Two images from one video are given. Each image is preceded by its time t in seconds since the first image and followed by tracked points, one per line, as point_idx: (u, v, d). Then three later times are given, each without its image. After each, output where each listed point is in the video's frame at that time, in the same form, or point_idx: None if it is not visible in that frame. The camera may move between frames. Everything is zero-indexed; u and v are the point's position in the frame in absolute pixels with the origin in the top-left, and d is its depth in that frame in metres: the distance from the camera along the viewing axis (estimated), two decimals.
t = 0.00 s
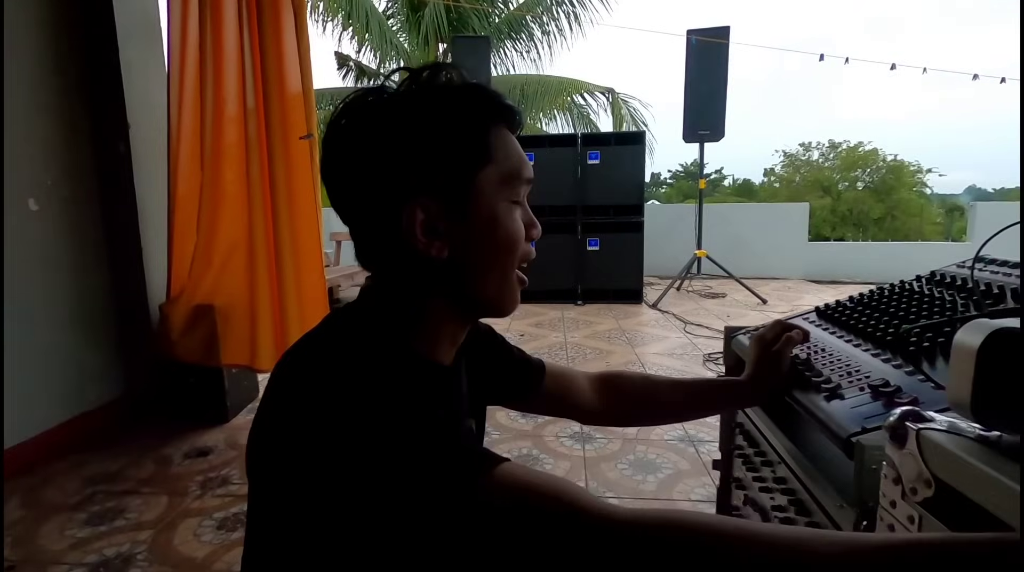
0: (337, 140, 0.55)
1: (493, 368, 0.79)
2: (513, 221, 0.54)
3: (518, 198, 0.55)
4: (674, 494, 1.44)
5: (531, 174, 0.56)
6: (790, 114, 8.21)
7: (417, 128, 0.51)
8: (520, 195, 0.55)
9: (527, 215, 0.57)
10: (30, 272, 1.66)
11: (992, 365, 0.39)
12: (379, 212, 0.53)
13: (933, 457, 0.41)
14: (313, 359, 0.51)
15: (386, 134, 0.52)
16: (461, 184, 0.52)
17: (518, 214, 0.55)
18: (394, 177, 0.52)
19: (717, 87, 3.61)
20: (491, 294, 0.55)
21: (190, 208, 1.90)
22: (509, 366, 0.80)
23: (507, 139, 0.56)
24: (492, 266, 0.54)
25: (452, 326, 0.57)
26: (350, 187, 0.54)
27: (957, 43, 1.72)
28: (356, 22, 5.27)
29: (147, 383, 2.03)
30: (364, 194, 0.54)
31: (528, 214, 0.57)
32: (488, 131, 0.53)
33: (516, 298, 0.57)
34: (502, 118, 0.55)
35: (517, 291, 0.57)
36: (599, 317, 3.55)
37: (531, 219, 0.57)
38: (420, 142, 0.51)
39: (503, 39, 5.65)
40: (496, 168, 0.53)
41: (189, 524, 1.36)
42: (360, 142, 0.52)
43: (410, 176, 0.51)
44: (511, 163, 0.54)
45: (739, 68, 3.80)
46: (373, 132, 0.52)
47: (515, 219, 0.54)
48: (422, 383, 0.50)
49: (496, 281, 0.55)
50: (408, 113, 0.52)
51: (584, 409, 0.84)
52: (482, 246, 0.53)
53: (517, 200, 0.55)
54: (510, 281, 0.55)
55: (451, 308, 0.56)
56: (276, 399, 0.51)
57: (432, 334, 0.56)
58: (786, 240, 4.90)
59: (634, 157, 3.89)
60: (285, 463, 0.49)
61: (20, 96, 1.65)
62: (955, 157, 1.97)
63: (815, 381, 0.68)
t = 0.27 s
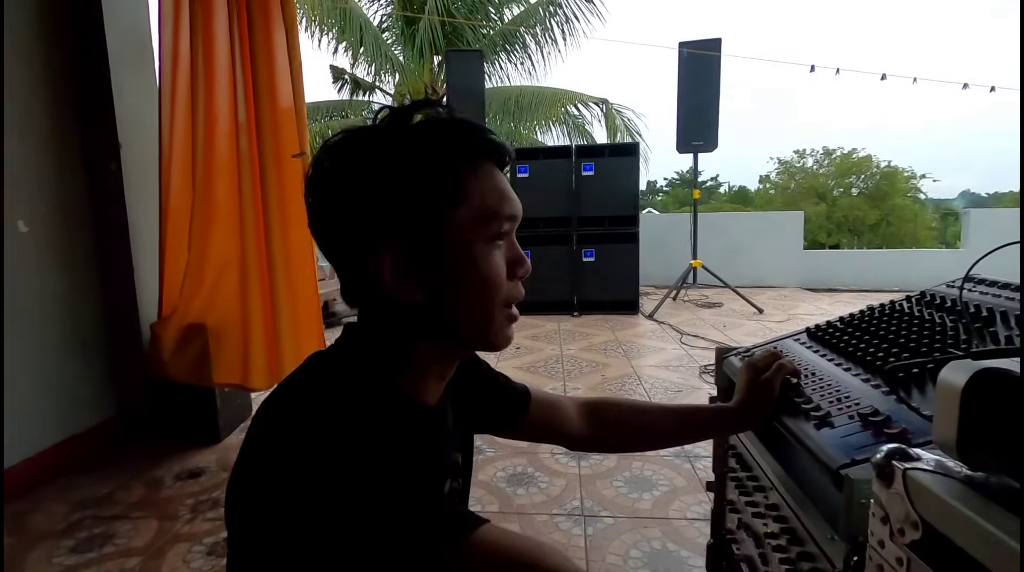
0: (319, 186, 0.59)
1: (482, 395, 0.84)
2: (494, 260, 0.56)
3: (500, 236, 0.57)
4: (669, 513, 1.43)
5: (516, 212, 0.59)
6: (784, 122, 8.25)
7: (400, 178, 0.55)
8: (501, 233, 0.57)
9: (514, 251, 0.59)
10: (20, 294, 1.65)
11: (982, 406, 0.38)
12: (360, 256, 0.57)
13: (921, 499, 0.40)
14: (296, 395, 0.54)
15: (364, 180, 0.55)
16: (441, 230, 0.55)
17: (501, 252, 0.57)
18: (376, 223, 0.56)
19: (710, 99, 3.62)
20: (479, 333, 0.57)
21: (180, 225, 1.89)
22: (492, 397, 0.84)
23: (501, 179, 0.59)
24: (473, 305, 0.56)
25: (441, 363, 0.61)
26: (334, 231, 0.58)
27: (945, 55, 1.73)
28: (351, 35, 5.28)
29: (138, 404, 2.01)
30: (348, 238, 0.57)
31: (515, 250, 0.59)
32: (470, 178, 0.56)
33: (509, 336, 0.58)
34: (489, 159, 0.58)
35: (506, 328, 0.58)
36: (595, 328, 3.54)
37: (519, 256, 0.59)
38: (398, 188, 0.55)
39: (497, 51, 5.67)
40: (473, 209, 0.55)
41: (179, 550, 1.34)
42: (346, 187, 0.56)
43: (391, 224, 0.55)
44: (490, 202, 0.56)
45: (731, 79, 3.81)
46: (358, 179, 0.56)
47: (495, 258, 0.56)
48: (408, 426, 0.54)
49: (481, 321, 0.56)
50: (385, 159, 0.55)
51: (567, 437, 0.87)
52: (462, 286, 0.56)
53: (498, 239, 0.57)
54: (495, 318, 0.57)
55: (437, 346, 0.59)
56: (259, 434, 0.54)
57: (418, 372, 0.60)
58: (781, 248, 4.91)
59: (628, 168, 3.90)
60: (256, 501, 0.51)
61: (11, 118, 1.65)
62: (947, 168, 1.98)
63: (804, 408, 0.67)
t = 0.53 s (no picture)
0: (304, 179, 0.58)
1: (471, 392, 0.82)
2: (479, 258, 0.55)
3: (486, 234, 0.56)
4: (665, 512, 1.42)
5: (504, 209, 0.57)
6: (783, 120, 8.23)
7: (385, 172, 0.54)
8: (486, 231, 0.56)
9: (502, 249, 0.57)
10: (11, 289, 1.63)
11: (983, 410, 0.37)
12: (345, 250, 0.56)
13: (921, 506, 0.39)
14: (280, 394, 0.53)
15: (350, 175, 0.55)
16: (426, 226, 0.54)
17: (487, 249, 0.56)
18: (360, 217, 0.55)
19: (709, 95, 3.60)
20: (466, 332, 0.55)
21: (174, 220, 1.87)
22: (483, 393, 0.83)
23: (492, 175, 0.58)
24: (458, 303, 0.55)
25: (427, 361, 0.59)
26: (320, 224, 0.57)
27: (945, 52, 1.72)
28: (348, 31, 5.26)
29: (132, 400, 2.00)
30: (333, 233, 0.57)
31: (502, 247, 0.57)
32: (456, 173, 0.55)
33: (497, 334, 0.57)
34: (480, 154, 0.57)
35: (494, 328, 0.57)
36: (592, 326, 3.53)
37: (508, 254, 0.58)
38: (383, 183, 0.54)
39: (495, 47, 5.64)
40: (459, 206, 0.54)
41: (170, 548, 1.33)
42: (332, 180, 0.55)
43: (376, 218, 0.54)
44: (477, 197, 0.55)
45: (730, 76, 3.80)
46: (344, 172, 0.55)
47: (481, 256, 0.55)
48: (396, 426, 0.52)
49: (468, 320, 0.55)
50: (371, 153, 0.54)
51: (561, 433, 0.86)
52: (449, 285, 0.54)
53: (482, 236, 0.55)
54: (481, 317, 0.55)
55: (425, 345, 0.58)
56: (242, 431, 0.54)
57: (406, 370, 0.58)
58: (779, 247, 4.91)
59: (627, 166, 3.89)
60: (240, 502, 0.50)
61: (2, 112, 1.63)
62: (947, 167, 1.97)
63: (801, 409, 0.66)
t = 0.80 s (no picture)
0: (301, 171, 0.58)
1: (469, 382, 0.83)
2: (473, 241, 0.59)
3: (479, 218, 0.60)
4: (665, 514, 1.42)
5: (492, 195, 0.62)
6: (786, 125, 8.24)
7: (385, 157, 0.55)
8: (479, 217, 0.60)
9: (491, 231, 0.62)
10: (14, 284, 1.64)
11: (988, 410, 0.37)
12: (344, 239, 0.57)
13: (925, 505, 0.39)
14: (282, 387, 0.53)
15: (351, 169, 0.55)
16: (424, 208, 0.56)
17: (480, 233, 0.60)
18: (361, 209, 0.56)
19: (713, 99, 3.61)
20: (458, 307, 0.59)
21: (178, 217, 1.88)
22: (482, 383, 0.84)
23: (481, 164, 0.61)
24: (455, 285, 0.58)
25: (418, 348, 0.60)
26: (319, 216, 0.58)
27: (949, 58, 1.72)
28: (353, 32, 5.27)
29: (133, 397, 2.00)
30: (333, 225, 0.57)
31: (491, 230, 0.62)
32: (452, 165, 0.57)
33: (489, 313, 0.61)
34: (471, 143, 0.60)
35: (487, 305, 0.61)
36: (593, 329, 3.53)
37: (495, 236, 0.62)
38: (385, 176, 0.55)
39: (499, 49, 5.65)
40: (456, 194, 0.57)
41: (170, 544, 1.33)
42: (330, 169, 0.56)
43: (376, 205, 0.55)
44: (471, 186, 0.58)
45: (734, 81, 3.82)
46: (345, 165, 0.55)
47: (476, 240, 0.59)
48: (389, 411, 0.53)
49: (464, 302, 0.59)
50: (372, 146, 0.55)
51: (563, 425, 0.87)
52: (447, 268, 0.58)
53: (476, 221, 0.59)
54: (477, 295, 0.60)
55: (419, 329, 0.60)
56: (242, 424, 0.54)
57: (401, 358, 0.60)
58: (781, 252, 4.91)
59: (629, 169, 3.89)
60: (244, 497, 0.51)
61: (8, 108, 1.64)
62: (950, 173, 1.97)
63: (803, 409, 0.66)
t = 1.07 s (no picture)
0: (285, 177, 0.55)
1: (436, 364, 0.82)
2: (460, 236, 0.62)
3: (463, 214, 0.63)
4: (668, 523, 1.42)
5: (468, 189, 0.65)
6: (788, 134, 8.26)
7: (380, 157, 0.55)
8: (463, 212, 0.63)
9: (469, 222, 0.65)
10: (21, 290, 1.65)
11: (994, 419, 0.37)
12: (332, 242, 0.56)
13: (931, 512, 0.40)
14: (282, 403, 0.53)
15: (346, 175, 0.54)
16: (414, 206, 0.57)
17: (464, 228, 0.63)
18: (359, 218, 0.55)
19: (715, 108, 3.62)
20: (447, 301, 0.61)
21: (185, 222, 1.89)
22: (445, 362, 0.83)
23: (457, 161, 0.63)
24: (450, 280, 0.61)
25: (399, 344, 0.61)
26: (308, 224, 0.56)
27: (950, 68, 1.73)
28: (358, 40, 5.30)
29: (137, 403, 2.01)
30: (326, 236, 0.55)
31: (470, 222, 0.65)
32: (441, 167, 0.59)
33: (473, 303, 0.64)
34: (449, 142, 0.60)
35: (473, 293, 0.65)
36: (595, 336, 3.53)
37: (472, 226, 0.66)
38: (381, 184, 0.55)
39: (502, 57, 5.68)
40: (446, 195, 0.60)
41: (174, 550, 1.33)
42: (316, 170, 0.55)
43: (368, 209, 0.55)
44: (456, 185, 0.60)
45: (736, 91, 3.84)
46: (338, 173, 0.54)
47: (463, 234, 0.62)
48: (374, 414, 0.54)
49: (457, 295, 0.62)
50: (366, 151, 0.54)
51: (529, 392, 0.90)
52: (440, 265, 0.60)
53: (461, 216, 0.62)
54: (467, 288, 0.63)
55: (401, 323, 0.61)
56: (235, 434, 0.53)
57: (393, 356, 0.61)
58: (782, 260, 4.91)
59: (631, 177, 3.90)
60: (248, 516, 0.50)
61: (18, 115, 1.66)
62: (953, 182, 1.98)
63: (807, 417, 0.66)
